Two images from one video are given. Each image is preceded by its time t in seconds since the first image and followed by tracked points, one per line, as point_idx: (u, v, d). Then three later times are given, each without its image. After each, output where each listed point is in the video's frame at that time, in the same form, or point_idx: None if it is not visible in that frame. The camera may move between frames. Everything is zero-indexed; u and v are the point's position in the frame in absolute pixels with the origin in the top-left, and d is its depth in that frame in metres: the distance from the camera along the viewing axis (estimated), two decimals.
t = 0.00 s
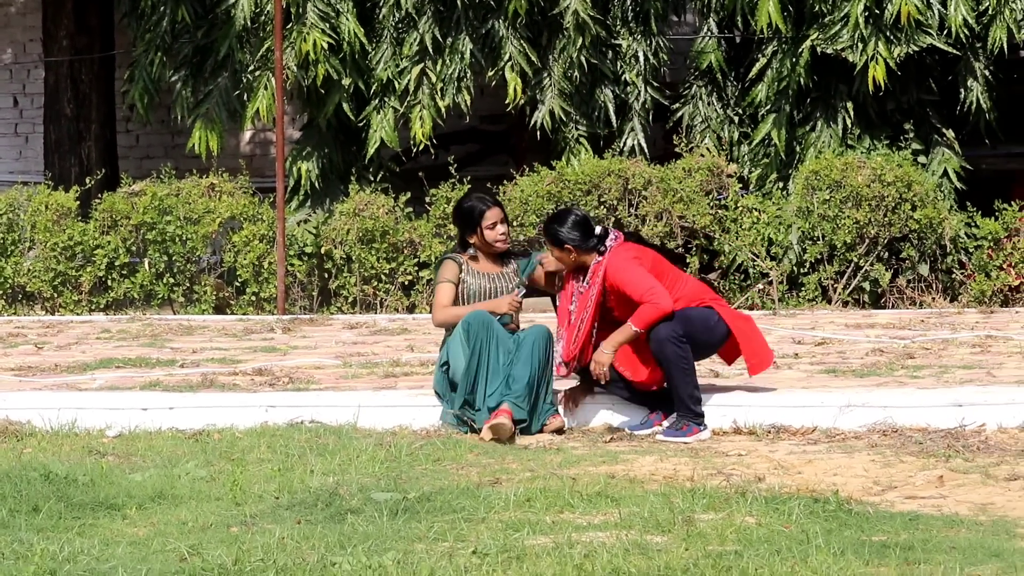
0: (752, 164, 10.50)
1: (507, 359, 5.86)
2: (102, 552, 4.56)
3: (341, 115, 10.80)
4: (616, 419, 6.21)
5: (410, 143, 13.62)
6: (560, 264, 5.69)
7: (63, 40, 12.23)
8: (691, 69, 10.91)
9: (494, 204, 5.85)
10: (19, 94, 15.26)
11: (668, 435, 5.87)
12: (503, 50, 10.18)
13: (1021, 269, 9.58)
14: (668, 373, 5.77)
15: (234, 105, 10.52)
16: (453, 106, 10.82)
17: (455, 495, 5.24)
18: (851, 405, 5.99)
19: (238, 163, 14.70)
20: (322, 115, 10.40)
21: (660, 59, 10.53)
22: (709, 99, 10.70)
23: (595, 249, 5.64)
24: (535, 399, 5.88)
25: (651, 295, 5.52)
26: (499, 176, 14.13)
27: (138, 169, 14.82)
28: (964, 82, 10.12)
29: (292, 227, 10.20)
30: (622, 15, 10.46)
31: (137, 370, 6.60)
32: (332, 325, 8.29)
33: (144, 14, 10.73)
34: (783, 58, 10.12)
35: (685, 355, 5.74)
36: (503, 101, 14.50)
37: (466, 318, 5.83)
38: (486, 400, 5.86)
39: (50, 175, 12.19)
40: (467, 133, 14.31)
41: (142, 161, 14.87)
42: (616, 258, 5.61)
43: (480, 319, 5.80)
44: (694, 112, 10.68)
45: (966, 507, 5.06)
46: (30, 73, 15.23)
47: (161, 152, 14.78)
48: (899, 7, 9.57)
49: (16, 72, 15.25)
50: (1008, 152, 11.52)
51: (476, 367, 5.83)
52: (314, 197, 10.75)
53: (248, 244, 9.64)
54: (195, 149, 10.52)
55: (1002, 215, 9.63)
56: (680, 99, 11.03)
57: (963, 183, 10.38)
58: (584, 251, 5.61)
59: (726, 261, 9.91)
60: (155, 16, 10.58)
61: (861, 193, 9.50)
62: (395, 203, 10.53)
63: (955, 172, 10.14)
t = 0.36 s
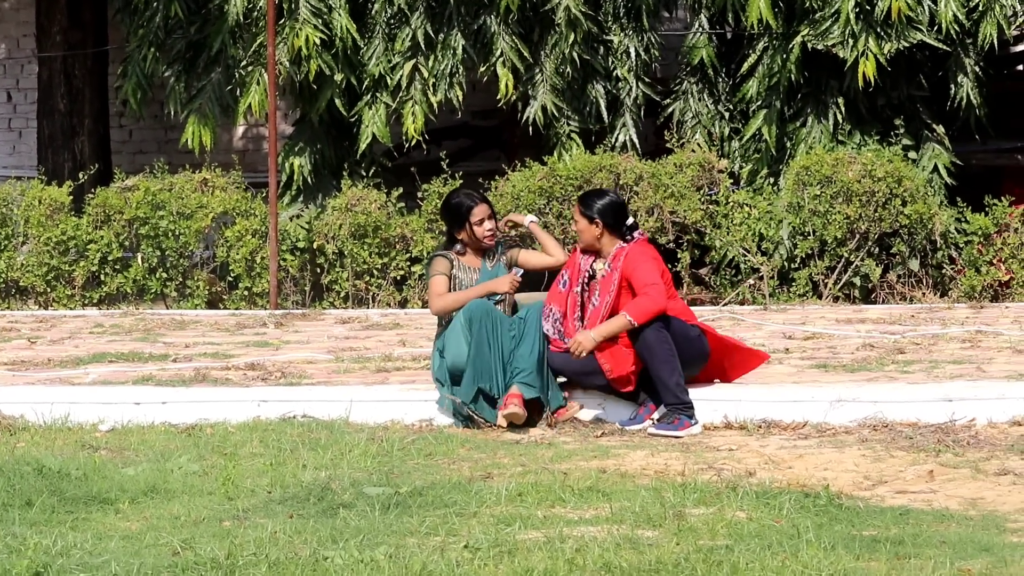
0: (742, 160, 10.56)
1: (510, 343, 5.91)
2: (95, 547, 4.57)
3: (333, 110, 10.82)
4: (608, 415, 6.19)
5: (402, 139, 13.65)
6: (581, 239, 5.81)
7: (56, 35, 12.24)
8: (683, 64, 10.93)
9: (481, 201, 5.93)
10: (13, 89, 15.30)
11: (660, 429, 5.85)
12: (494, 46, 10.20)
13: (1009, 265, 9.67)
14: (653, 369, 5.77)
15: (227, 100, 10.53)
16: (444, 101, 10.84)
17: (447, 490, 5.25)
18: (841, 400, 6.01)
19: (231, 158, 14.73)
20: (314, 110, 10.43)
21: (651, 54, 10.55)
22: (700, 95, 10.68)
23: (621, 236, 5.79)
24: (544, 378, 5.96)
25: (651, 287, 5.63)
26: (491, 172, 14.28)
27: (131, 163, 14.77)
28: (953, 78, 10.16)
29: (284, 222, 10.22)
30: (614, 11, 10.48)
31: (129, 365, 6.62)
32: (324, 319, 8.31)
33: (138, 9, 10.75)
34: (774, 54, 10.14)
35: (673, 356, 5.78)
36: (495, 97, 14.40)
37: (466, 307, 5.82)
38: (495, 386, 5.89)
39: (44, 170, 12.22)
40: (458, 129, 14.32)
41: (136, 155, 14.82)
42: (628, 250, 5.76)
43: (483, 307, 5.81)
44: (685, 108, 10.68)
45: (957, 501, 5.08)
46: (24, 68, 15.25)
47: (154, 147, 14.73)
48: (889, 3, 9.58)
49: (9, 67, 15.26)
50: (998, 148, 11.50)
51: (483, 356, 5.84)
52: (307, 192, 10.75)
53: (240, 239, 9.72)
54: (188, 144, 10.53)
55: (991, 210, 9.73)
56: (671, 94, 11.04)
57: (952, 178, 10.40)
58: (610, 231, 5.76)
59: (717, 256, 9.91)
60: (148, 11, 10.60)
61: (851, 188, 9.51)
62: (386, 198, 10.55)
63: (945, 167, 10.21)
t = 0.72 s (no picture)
0: (735, 156, 10.42)
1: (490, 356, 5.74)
2: (69, 553, 4.42)
3: (315, 104, 10.67)
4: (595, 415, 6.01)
5: (384, 132, 13.51)
6: (583, 232, 5.67)
7: (31, 27, 12.11)
8: (674, 58, 10.77)
9: (486, 190, 5.76)
10: None
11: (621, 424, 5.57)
12: (480, 39, 10.04)
13: (1008, 263, 9.52)
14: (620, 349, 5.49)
15: (206, 94, 10.38)
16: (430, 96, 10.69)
17: (430, 494, 5.09)
18: (836, 403, 5.86)
19: (209, 153, 14.63)
20: (295, 104, 10.26)
21: (640, 48, 10.42)
22: (691, 89, 10.55)
23: (622, 227, 5.66)
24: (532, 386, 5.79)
25: (637, 265, 5.51)
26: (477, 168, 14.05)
27: (107, 159, 14.65)
28: (952, 72, 10.00)
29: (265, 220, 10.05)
30: (602, 3, 10.33)
31: (105, 366, 6.46)
32: (305, 320, 8.18)
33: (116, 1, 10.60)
34: (766, 47, 9.98)
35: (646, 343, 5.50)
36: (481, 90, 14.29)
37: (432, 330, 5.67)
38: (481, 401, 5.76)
39: (17, 166, 12.19)
40: (444, 124, 14.12)
41: (112, 151, 14.70)
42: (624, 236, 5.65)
43: (450, 330, 5.65)
44: (676, 103, 10.53)
45: (955, 506, 4.92)
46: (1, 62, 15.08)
47: (130, 142, 14.61)
48: None
49: None
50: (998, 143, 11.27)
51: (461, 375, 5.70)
52: (287, 188, 10.61)
53: (219, 236, 9.48)
54: (166, 139, 10.38)
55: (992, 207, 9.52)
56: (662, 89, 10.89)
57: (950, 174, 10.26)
58: (613, 223, 5.63)
59: (709, 254, 9.76)
60: (126, 3, 10.45)
61: (846, 185, 9.35)
62: (370, 194, 10.40)
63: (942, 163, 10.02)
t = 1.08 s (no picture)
0: (720, 152, 10.25)
1: (464, 362, 5.58)
2: (34, 562, 4.23)
3: (287, 99, 10.50)
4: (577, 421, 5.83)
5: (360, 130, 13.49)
6: (561, 243, 5.52)
7: None
8: (657, 52, 10.60)
9: (465, 195, 5.55)
10: None
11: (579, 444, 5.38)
12: (458, 32, 9.85)
13: (1002, 263, 9.35)
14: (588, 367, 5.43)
15: (174, 89, 10.21)
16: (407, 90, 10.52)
17: (406, 501, 4.90)
18: (825, 407, 5.66)
19: (178, 150, 14.53)
20: (267, 99, 10.08)
21: (622, 41, 10.28)
22: (675, 84, 10.40)
23: (598, 227, 5.52)
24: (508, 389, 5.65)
25: (609, 280, 5.38)
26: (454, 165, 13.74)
27: (73, 155, 14.62)
28: (944, 66, 9.82)
29: (236, 219, 9.85)
30: None
31: (71, 369, 6.27)
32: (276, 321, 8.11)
33: None
34: (753, 40, 9.80)
35: (615, 360, 5.42)
36: (458, 85, 14.13)
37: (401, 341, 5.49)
38: (456, 408, 5.61)
39: None
40: (419, 120, 14.11)
41: (78, 147, 14.67)
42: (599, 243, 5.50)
43: (420, 340, 5.47)
44: (660, 98, 10.37)
45: (947, 514, 4.75)
46: None
47: (97, 138, 14.61)
48: None
49: None
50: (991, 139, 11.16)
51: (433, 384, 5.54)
52: (258, 185, 10.44)
53: (189, 235, 9.28)
54: (134, 135, 10.20)
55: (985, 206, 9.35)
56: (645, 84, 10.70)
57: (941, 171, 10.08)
58: (588, 226, 5.49)
59: (693, 254, 9.55)
60: None
61: (835, 182, 9.17)
62: (344, 192, 10.22)
63: (935, 160, 9.88)
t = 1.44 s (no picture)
0: (709, 161, 10.10)
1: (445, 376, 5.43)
2: None
3: (263, 106, 10.34)
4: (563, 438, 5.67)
5: (337, 137, 13.29)
6: (546, 265, 5.34)
7: None
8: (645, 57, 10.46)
9: (449, 222, 5.36)
10: None
11: (565, 462, 5.22)
12: (439, 36, 9.68)
13: (999, 275, 9.19)
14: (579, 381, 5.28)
15: (147, 95, 10.02)
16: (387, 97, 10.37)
17: (387, 519, 4.72)
18: (817, 422, 5.50)
19: (152, 157, 14.31)
20: (242, 105, 9.89)
21: (608, 46, 10.14)
22: (663, 89, 10.22)
23: (576, 244, 5.34)
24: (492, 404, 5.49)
25: (594, 292, 5.19)
26: (434, 172, 13.75)
27: (42, 163, 14.25)
28: (939, 71, 9.68)
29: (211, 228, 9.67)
30: None
31: (41, 384, 6.10)
32: (253, 334, 7.99)
33: None
34: (743, 45, 9.63)
35: (607, 374, 5.27)
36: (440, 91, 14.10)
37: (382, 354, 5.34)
38: (437, 423, 5.45)
39: None
40: (400, 126, 13.88)
41: (48, 155, 14.28)
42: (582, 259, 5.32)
43: (401, 352, 5.32)
44: (648, 104, 10.19)
45: (943, 533, 4.58)
46: None
47: (67, 145, 14.18)
48: None
49: None
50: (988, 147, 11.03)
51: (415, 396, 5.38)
52: (234, 195, 10.29)
53: (162, 245, 9.13)
54: (105, 142, 10.05)
55: (981, 216, 9.20)
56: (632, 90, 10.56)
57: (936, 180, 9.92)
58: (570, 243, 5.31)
59: (681, 265, 9.43)
60: None
61: (827, 191, 9.01)
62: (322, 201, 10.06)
63: (929, 169, 9.69)
